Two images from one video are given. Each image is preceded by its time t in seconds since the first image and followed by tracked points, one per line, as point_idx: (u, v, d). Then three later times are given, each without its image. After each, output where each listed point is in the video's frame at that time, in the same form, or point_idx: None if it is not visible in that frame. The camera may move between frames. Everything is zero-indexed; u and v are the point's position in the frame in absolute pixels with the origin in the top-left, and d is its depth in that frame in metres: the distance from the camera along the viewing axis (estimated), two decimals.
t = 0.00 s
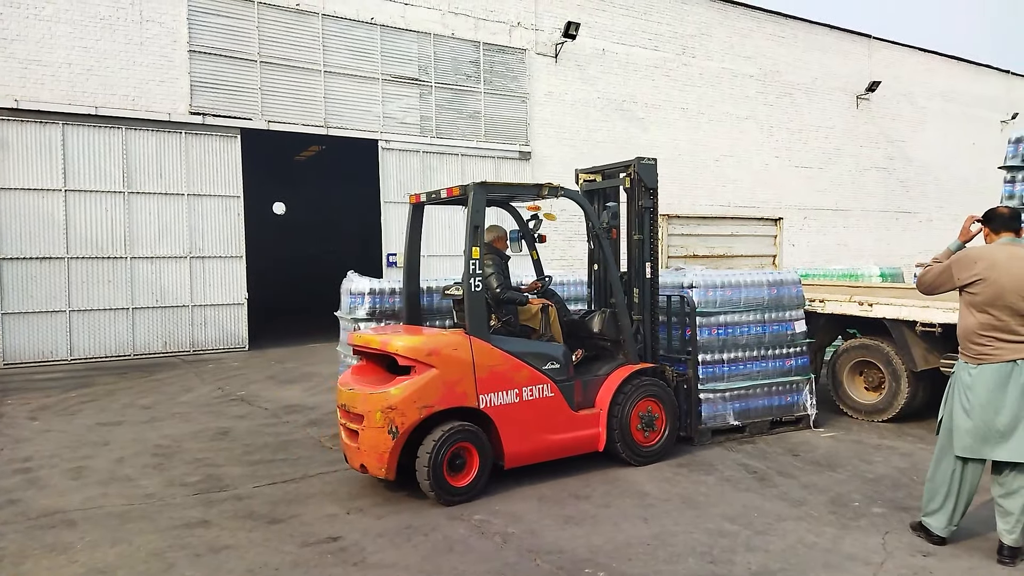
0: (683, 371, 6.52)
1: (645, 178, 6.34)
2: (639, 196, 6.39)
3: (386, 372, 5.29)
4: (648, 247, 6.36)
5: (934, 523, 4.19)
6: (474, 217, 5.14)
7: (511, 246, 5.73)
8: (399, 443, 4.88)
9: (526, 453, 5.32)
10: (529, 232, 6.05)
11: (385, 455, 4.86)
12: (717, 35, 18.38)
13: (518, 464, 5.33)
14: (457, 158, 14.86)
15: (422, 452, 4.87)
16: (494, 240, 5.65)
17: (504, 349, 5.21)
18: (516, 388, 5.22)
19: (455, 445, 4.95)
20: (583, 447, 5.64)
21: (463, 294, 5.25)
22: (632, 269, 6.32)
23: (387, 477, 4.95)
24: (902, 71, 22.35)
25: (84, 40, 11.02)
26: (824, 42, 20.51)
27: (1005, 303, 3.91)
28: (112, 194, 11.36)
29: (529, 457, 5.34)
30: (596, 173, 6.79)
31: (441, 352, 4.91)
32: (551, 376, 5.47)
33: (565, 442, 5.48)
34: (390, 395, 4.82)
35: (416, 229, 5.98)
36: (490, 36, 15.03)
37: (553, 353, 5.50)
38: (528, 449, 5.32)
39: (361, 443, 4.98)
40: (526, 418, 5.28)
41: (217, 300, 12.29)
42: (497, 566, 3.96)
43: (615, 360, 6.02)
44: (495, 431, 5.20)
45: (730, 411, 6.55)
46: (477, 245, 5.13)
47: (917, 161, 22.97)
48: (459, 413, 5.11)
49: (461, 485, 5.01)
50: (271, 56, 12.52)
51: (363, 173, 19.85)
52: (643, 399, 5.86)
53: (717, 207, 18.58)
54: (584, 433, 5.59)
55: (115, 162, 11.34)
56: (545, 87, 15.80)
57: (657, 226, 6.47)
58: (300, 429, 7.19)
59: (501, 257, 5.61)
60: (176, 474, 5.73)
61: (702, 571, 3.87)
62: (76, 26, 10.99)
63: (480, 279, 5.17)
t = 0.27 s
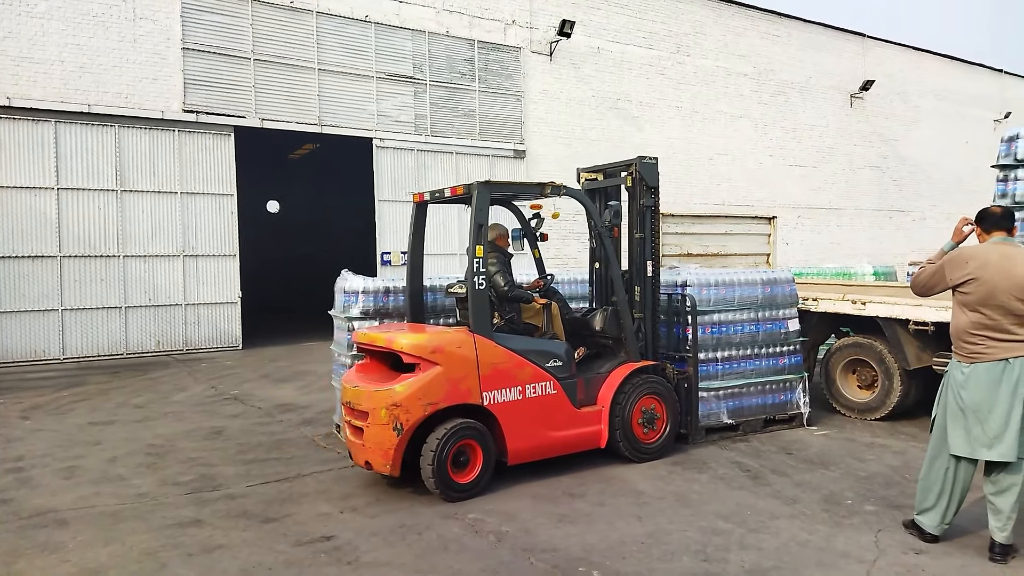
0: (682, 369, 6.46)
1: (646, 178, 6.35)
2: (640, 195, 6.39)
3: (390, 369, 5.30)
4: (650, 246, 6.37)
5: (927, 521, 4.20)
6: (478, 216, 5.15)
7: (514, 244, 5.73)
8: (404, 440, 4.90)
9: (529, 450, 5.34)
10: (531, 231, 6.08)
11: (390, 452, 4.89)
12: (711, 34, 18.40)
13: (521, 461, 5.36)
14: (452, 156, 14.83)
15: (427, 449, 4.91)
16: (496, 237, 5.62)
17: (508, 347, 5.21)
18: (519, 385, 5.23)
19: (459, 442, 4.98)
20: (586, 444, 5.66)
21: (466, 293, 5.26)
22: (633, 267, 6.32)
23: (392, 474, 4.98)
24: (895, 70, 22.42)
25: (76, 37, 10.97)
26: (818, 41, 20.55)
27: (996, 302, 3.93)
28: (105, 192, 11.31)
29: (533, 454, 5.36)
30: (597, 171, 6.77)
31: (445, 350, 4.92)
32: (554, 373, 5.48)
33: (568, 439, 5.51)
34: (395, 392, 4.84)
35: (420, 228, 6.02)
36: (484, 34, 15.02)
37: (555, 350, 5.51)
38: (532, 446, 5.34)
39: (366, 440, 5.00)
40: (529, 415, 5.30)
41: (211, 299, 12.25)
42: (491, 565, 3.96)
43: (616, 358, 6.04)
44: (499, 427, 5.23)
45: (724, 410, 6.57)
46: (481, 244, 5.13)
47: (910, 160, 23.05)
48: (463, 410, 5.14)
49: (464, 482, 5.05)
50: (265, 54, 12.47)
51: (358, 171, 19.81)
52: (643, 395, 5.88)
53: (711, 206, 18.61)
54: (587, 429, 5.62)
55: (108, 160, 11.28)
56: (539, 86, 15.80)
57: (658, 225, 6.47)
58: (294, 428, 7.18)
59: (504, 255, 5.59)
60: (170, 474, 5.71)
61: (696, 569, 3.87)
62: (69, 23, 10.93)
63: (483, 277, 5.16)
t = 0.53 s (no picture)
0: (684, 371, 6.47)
1: (648, 181, 6.34)
2: (642, 198, 6.38)
3: (394, 371, 5.31)
4: (652, 248, 6.35)
5: (922, 523, 4.21)
6: (481, 219, 5.17)
7: (516, 247, 5.72)
8: (408, 441, 4.91)
9: (532, 450, 5.35)
10: (533, 233, 6.08)
11: (395, 453, 4.89)
12: (707, 37, 18.45)
13: (525, 461, 5.37)
14: (448, 159, 14.83)
15: (431, 450, 4.93)
16: (497, 240, 5.62)
17: (511, 348, 5.21)
18: (523, 387, 5.24)
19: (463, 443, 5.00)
20: (588, 445, 5.67)
21: (469, 294, 5.26)
22: (635, 269, 6.32)
23: (396, 474, 4.98)
24: (890, 73, 22.50)
25: (71, 39, 10.95)
26: (813, 44, 20.63)
27: (989, 305, 3.95)
28: (100, 195, 11.29)
29: (536, 455, 5.37)
30: (600, 175, 6.80)
31: (449, 352, 4.92)
32: (557, 374, 5.48)
33: (571, 440, 5.51)
34: (399, 394, 4.84)
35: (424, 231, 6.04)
36: (480, 37, 15.03)
37: (558, 352, 5.51)
38: (535, 447, 5.35)
39: (371, 441, 5.00)
40: (533, 417, 5.30)
41: (206, 302, 12.23)
42: (486, 568, 3.96)
43: (618, 359, 6.04)
44: (503, 428, 5.24)
45: (719, 412, 6.58)
46: (485, 246, 5.14)
47: (905, 162, 23.12)
48: (467, 411, 5.14)
49: (468, 483, 5.07)
50: (261, 57, 12.46)
51: (354, 173, 19.80)
52: (645, 398, 5.88)
53: (706, 209, 18.65)
54: (590, 431, 5.63)
55: (103, 163, 11.26)
56: (535, 89, 15.81)
57: (660, 228, 6.46)
58: (289, 431, 7.16)
59: (507, 257, 5.59)
60: (164, 477, 5.69)
61: (691, 572, 3.88)
62: (64, 26, 10.91)
63: (487, 279, 5.17)
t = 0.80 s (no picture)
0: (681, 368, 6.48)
1: (646, 179, 6.33)
2: (640, 196, 6.38)
3: (393, 368, 5.30)
4: (650, 246, 6.33)
5: (913, 520, 4.23)
6: (480, 216, 5.16)
7: (514, 244, 5.72)
8: (408, 438, 4.90)
9: (531, 447, 5.35)
10: (532, 231, 6.07)
11: (394, 450, 4.89)
12: (700, 35, 18.47)
13: (523, 458, 5.38)
14: (441, 156, 14.81)
15: (430, 447, 4.93)
16: (496, 238, 5.60)
17: (509, 345, 5.22)
18: (521, 383, 5.24)
19: (461, 440, 4.99)
20: (586, 442, 5.68)
21: (468, 292, 5.26)
22: (633, 267, 6.31)
23: (396, 471, 4.98)
24: (882, 72, 22.58)
25: (62, 36, 10.87)
26: (805, 43, 20.69)
27: (979, 303, 3.96)
28: (91, 192, 11.22)
29: (534, 451, 5.38)
30: (598, 173, 6.74)
31: (449, 349, 4.92)
32: (555, 372, 5.49)
33: (569, 436, 5.52)
34: (399, 390, 4.84)
35: (423, 228, 6.03)
36: (474, 34, 15.01)
37: (556, 349, 5.52)
38: (533, 443, 5.35)
39: (370, 438, 5.00)
40: (531, 413, 5.31)
41: (198, 300, 12.18)
42: (478, 566, 3.96)
43: (616, 357, 6.05)
44: (501, 425, 5.24)
45: (714, 409, 6.61)
46: (483, 244, 5.14)
47: (897, 161, 23.22)
48: (466, 408, 5.14)
49: (467, 479, 5.07)
50: (253, 53, 12.40)
51: (347, 171, 19.75)
52: (643, 395, 5.90)
53: (699, 207, 18.68)
54: (588, 427, 5.64)
55: (94, 160, 11.19)
56: (529, 87, 15.80)
57: (658, 227, 6.45)
58: (281, 429, 7.14)
59: (505, 254, 5.59)
60: (155, 475, 5.66)
61: (683, 569, 3.88)
62: (55, 22, 10.84)
63: (486, 277, 5.16)
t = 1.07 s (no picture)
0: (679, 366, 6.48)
1: (644, 177, 6.34)
2: (637, 194, 6.37)
3: (392, 366, 5.30)
4: (648, 244, 6.33)
5: (909, 519, 4.25)
6: (479, 216, 5.15)
7: (513, 243, 5.72)
8: (407, 436, 4.90)
9: (529, 445, 5.35)
10: (531, 229, 6.07)
11: (393, 448, 4.88)
12: (697, 34, 18.48)
13: (522, 456, 5.38)
14: (438, 155, 14.80)
15: (430, 445, 4.93)
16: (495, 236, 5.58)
17: (508, 344, 5.22)
18: (520, 381, 5.24)
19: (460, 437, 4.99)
20: (584, 440, 5.68)
21: (467, 290, 5.25)
22: (631, 265, 6.30)
23: (395, 469, 4.97)
24: (879, 71, 22.62)
25: (57, 33, 10.84)
26: (802, 42, 20.71)
27: (977, 302, 3.97)
28: (87, 190, 11.19)
29: (533, 449, 5.37)
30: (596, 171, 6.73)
31: (448, 347, 4.92)
32: (554, 370, 5.49)
33: (568, 434, 5.52)
34: (398, 388, 4.83)
35: (422, 226, 6.02)
36: (471, 32, 14.99)
37: (555, 347, 5.53)
38: (532, 441, 5.35)
39: (369, 436, 4.99)
40: (530, 411, 5.30)
41: (195, 299, 12.15)
42: (474, 564, 3.96)
43: (614, 355, 6.04)
44: (500, 423, 5.24)
45: (713, 407, 6.61)
46: (483, 243, 5.13)
47: (893, 160, 23.26)
48: (465, 406, 5.14)
49: (466, 477, 5.07)
50: (249, 52, 12.37)
51: (343, 169, 19.71)
52: (642, 393, 5.91)
53: (696, 205, 18.69)
54: (586, 425, 5.64)
55: (90, 158, 11.16)
56: (526, 85, 15.79)
57: (656, 225, 6.45)
58: (278, 428, 7.14)
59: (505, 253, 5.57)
60: (152, 474, 5.65)
61: (679, 567, 3.89)
62: (51, 20, 10.80)
63: (485, 275, 5.15)
